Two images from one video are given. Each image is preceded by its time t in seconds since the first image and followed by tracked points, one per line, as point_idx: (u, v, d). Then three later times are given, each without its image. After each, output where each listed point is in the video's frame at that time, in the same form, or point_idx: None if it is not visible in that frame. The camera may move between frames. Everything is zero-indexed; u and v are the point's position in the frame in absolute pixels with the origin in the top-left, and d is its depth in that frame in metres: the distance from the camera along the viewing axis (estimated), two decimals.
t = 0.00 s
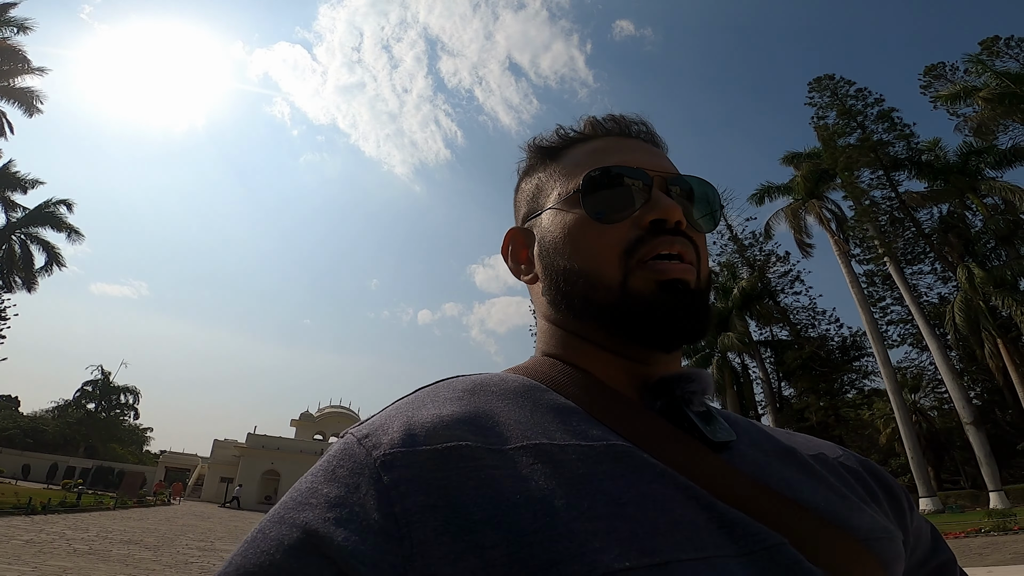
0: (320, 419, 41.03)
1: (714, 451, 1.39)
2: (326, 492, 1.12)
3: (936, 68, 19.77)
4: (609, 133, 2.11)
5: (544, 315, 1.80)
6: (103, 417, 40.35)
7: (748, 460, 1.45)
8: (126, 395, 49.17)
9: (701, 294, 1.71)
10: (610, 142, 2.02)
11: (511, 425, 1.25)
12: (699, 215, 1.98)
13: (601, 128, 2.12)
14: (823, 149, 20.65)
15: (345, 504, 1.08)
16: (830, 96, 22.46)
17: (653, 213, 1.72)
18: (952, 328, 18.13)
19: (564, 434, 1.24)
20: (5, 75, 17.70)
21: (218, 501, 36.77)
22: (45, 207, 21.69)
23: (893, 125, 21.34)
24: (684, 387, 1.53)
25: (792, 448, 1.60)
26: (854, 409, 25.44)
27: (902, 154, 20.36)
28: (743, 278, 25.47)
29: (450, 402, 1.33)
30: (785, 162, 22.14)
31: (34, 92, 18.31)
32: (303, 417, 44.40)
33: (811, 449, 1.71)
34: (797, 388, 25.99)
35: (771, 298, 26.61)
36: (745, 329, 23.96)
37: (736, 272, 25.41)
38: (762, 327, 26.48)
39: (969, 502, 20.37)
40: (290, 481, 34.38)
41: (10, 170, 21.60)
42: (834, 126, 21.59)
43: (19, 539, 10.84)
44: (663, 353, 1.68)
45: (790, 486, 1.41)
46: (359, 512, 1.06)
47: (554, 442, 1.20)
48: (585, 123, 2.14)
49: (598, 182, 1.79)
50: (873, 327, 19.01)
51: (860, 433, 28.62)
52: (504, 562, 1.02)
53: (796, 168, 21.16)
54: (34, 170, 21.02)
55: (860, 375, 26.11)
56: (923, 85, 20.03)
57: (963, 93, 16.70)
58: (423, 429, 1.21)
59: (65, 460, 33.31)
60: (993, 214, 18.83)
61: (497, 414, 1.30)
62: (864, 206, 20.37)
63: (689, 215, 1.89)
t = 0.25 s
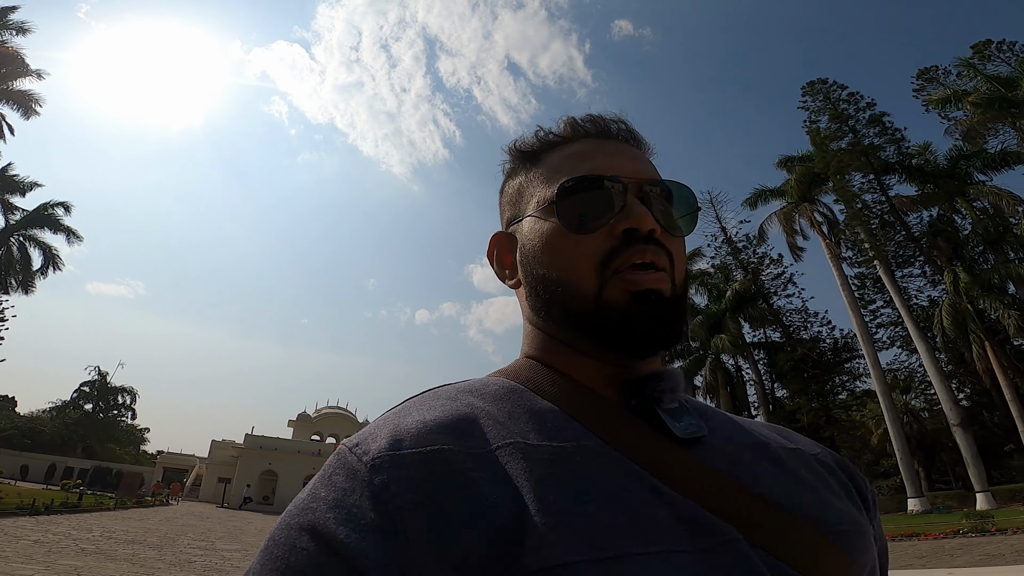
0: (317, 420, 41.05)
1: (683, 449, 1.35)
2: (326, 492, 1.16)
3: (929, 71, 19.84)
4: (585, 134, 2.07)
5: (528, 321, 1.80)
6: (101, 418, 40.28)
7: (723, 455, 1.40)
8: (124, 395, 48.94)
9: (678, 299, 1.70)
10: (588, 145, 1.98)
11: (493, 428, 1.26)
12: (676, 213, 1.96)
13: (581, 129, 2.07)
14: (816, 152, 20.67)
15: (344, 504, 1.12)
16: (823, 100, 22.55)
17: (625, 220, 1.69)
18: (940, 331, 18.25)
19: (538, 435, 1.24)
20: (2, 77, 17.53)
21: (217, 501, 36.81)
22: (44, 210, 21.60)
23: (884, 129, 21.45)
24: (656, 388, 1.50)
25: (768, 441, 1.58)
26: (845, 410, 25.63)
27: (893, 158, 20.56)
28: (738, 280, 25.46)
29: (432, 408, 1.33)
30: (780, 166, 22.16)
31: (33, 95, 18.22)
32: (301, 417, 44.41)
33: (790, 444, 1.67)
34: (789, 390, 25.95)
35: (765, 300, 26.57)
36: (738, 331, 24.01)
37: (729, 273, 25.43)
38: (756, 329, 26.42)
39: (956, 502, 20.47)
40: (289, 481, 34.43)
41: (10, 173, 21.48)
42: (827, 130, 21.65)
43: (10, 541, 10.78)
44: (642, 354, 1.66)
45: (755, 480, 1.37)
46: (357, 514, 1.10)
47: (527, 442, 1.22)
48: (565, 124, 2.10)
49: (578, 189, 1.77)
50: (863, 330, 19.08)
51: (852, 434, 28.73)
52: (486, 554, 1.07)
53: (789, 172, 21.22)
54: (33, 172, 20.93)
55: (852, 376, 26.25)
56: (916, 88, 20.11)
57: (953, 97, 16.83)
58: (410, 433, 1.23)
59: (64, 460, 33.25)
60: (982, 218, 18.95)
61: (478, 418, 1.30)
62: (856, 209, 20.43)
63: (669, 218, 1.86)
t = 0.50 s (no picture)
0: (316, 421, 41.04)
1: (661, 465, 1.31)
2: (328, 468, 1.19)
3: (922, 73, 19.82)
4: (595, 155, 2.08)
5: (529, 331, 1.81)
6: (101, 420, 40.26)
7: (701, 475, 1.36)
8: (124, 397, 48.86)
9: (663, 315, 1.67)
10: (597, 163, 2.00)
11: (483, 435, 1.25)
12: (685, 232, 1.92)
13: (593, 149, 2.10)
14: (809, 155, 20.69)
15: (346, 482, 1.14)
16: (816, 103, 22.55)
17: (606, 233, 1.68)
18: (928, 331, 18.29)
19: (525, 443, 1.23)
20: (3, 82, 17.48)
21: (216, 502, 36.82)
22: (44, 213, 21.56)
23: (876, 132, 21.46)
24: (644, 405, 1.46)
25: (752, 459, 1.51)
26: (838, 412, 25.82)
27: (884, 161, 20.63)
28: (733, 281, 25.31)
29: (433, 407, 1.33)
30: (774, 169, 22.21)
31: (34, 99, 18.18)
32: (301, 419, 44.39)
33: (781, 467, 1.60)
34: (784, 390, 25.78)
35: (760, 302, 26.41)
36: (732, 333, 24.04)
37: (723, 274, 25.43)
38: (750, 330, 26.36)
39: (947, 502, 20.47)
40: (288, 483, 34.43)
41: (10, 177, 21.47)
42: (819, 133, 21.69)
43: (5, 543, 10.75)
44: (634, 366, 1.63)
45: (734, 506, 1.33)
46: (353, 497, 1.11)
47: (515, 450, 1.21)
48: (579, 146, 2.13)
49: (577, 208, 1.79)
50: (856, 331, 19.08)
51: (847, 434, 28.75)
52: (456, 553, 1.07)
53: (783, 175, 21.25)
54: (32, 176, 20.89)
55: (844, 378, 26.30)
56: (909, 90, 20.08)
57: (944, 100, 16.90)
58: (412, 429, 1.24)
59: (66, 462, 33.23)
60: (971, 221, 18.99)
61: (471, 423, 1.30)
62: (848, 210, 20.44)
63: (669, 234, 1.84)
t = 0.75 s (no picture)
0: (317, 423, 41.05)
1: (677, 462, 1.30)
2: (353, 467, 1.21)
3: (915, 74, 19.85)
4: (590, 174, 2.12)
5: (544, 343, 1.83)
6: (102, 422, 40.25)
7: (717, 471, 1.36)
8: (126, 400, 48.78)
9: (667, 315, 1.66)
10: (594, 180, 2.03)
11: (496, 433, 1.26)
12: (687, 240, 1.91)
13: (590, 168, 2.13)
14: (803, 156, 20.72)
15: (369, 478, 1.17)
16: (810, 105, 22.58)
17: (596, 244, 1.69)
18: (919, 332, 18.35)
19: (539, 442, 1.23)
20: (3, 88, 17.43)
21: (218, 504, 36.81)
22: (45, 218, 21.56)
23: (869, 134, 21.49)
24: (657, 404, 1.45)
25: (768, 458, 1.50)
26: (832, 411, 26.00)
27: (877, 162, 20.66)
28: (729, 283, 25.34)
29: (451, 414, 1.34)
30: (769, 171, 22.24)
31: (35, 106, 18.19)
32: (301, 421, 44.39)
33: (800, 463, 1.57)
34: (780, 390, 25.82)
35: (755, 303, 26.45)
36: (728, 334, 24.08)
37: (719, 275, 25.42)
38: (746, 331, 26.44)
39: (940, 501, 20.55)
40: (289, 485, 34.42)
41: (11, 183, 21.44)
42: (813, 135, 21.74)
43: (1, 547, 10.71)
44: (646, 366, 1.63)
45: (753, 497, 1.33)
46: (376, 493, 1.13)
47: (530, 447, 1.21)
48: (575, 168, 2.16)
49: (575, 224, 1.81)
50: (849, 331, 19.09)
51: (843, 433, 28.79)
52: (471, 542, 1.06)
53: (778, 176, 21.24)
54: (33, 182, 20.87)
55: (838, 378, 26.34)
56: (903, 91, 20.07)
57: (936, 101, 17.00)
58: (431, 432, 1.25)
59: (68, 464, 33.23)
60: (963, 222, 19.03)
61: (487, 425, 1.30)
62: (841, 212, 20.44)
63: (674, 240, 1.83)
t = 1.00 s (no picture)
0: (318, 423, 41.11)
1: (671, 470, 1.31)
2: (347, 471, 1.19)
3: (910, 75, 19.80)
4: (594, 181, 2.13)
5: (539, 345, 1.81)
6: (105, 424, 40.29)
7: (708, 479, 1.36)
8: (131, 402, 48.85)
9: (667, 321, 1.67)
10: (596, 189, 2.03)
11: (493, 438, 1.25)
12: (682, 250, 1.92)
13: (591, 176, 2.14)
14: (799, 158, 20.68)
15: (365, 483, 1.15)
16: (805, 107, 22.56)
17: (607, 245, 1.71)
18: (911, 333, 18.35)
19: (535, 450, 1.22)
20: (3, 93, 17.41)
21: (221, 504, 36.93)
22: (48, 223, 21.58)
23: (864, 135, 21.45)
24: (651, 413, 1.46)
25: (759, 467, 1.50)
26: (828, 411, 26.03)
27: (873, 164, 20.65)
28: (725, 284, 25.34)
29: (447, 418, 1.33)
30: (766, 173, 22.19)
31: (37, 110, 18.19)
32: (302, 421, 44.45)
33: (788, 472, 1.58)
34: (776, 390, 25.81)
35: (752, 304, 26.44)
36: (724, 335, 24.11)
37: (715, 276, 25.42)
38: (743, 332, 26.46)
39: (934, 501, 20.66)
40: (291, 485, 34.50)
41: (13, 188, 21.45)
42: (808, 138, 21.68)
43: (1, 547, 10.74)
44: (640, 372, 1.63)
45: (744, 510, 1.33)
46: (371, 500, 1.10)
47: (525, 454, 1.20)
48: (577, 174, 2.16)
49: (582, 227, 1.81)
50: (845, 332, 19.06)
51: (840, 431, 28.83)
52: (470, 551, 1.04)
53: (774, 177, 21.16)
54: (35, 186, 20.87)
55: (835, 378, 26.34)
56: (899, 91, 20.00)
57: (931, 102, 16.95)
58: (427, 436, 1.24)
59: (73, 466, 33.29)
60: (956, 224, 18.97)
61: (484, 430, 1.29)
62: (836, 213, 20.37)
63: (670, 249, 1.84)
